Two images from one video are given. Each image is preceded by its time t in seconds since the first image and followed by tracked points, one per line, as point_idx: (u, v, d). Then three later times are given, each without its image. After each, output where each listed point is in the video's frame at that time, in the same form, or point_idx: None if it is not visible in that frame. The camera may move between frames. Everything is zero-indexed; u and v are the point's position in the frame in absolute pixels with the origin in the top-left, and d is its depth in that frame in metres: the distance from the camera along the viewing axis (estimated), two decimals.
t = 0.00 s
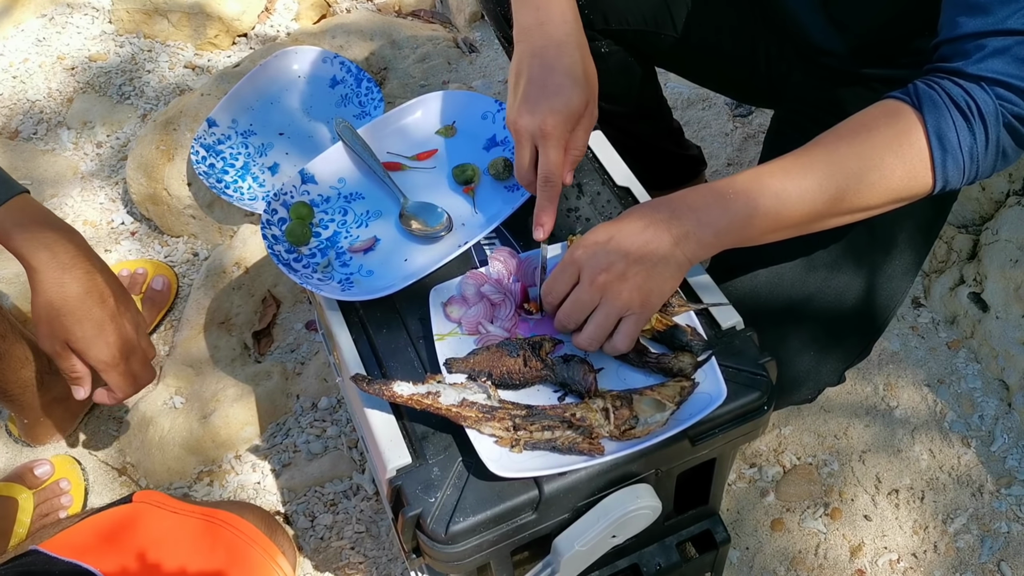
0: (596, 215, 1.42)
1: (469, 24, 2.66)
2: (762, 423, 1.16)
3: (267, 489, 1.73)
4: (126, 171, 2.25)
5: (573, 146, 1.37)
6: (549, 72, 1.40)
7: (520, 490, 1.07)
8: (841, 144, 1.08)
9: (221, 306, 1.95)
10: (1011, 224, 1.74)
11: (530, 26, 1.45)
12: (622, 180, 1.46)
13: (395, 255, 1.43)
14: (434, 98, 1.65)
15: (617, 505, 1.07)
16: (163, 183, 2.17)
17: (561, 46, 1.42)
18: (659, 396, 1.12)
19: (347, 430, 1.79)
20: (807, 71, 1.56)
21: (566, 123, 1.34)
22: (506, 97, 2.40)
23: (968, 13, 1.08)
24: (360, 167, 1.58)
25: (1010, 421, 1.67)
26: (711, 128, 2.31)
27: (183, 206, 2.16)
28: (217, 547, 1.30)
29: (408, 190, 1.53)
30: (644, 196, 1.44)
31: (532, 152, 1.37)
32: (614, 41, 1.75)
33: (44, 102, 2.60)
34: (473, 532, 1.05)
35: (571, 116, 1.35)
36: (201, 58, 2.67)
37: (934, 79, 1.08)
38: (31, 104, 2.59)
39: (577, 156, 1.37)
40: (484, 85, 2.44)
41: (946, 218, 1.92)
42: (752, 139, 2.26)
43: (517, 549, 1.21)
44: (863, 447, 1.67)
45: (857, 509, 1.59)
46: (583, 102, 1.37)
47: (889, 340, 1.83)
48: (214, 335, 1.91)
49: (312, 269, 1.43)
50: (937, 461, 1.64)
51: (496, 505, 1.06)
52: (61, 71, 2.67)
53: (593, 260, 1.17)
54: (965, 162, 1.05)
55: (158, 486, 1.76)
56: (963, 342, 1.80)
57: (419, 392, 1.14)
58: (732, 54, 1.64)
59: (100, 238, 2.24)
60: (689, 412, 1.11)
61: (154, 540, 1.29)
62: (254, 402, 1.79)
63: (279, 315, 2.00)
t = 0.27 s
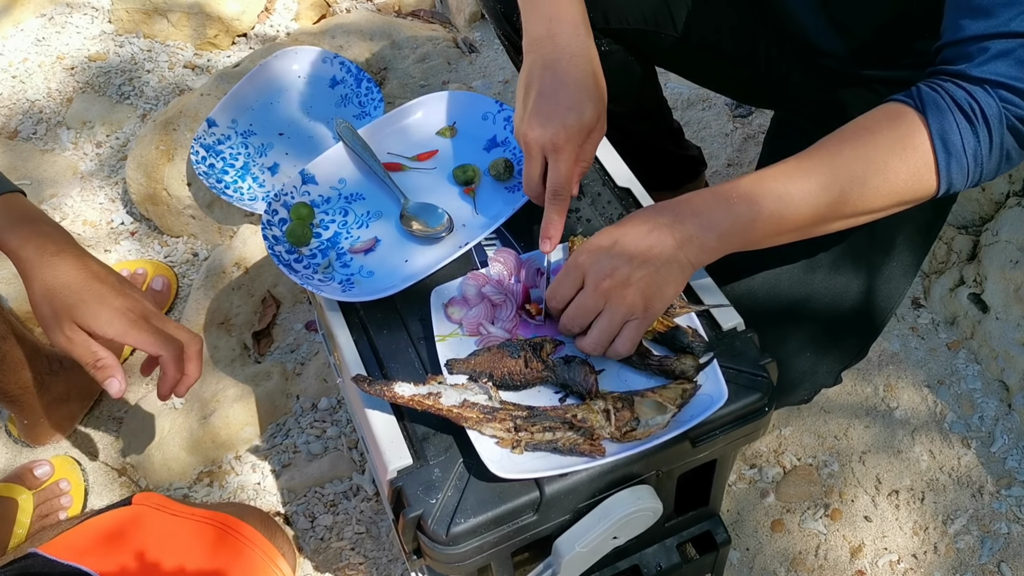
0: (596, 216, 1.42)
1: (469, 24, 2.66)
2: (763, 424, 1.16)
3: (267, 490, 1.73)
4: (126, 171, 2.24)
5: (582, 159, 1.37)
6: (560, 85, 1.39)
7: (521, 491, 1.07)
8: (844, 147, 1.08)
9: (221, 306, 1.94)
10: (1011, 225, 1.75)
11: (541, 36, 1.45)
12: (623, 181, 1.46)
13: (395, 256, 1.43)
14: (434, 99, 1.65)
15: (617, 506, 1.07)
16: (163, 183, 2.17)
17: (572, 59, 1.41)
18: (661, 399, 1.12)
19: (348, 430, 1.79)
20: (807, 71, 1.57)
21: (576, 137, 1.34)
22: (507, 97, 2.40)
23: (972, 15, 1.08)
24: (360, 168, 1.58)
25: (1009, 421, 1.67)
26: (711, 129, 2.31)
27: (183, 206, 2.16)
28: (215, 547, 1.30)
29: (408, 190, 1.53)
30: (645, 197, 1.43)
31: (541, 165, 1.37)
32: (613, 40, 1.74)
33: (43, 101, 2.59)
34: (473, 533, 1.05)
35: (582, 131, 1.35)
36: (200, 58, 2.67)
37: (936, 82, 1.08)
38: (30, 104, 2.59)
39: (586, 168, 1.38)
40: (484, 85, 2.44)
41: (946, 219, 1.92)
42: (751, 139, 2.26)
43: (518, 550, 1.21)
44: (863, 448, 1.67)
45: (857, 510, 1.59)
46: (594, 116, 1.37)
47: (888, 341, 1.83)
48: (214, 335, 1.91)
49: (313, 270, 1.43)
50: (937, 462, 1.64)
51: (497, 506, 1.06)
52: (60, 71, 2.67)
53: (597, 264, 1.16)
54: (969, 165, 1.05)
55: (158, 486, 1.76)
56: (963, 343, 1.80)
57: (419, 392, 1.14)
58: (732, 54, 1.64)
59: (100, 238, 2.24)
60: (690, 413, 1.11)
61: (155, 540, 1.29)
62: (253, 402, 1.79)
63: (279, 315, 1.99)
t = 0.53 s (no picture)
0: (598, 218, 1.42)
1: (469, 25, 2.66)
2: (763, 427, 1.16)
3: (268, 491, 1.73)
4: (127, 172, 2.24)
5: (570, 144, 1.37)
6: (546, 70, 1.39)
7: (523, 494, 1.07)
8: (853, 152, 1.08)
9: (222, 307, 1.94)
10: (1012, 228, 1.75)
11: (528, 24, 1.46)
12: (625, 184, 1.46)
13: (397, 258, 1.43)
14: (434, 100, 1.65)
15: (619, 509, 1.07)
16: (164, 184, 2.17)
17: (562, 53, 1.41)
18: (663, 404, 1.11)
19: (349, 432, 1.79)
20: (808, 72, 1.57)
21: (561, 121, 1.34)
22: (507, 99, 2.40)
23: (979, 22, 1.08)
24: (361, 170, 1.58)
25: (1010, 424, 1.67)
26: (712, 130, 2.32)
27: (184, 207, 2.16)
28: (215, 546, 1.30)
29: (410, 193, 1.53)
30: (647, 199, 1.44)
31: (528, 150, 1.37)
32: (614, 39, 1.73)
33: (44, 102, 2.59)
34: (475, 535, 1.05)
35: (567, 115, 1.35)
36: (201, 59, 2.67)
37: (945, 88, 1.08)
38: (31, 105, 2.59)
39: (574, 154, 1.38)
40: (484, 86, 2.44)
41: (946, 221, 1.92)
42: (752, 141, 2.26)
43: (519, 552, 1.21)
44: (864, 450, 1.67)
45: (857, 512, 1.60)
46: (580, 101, 1.37)
47: (889, 342, 1.83)
48: (215, 336, 1.91)
49: (315, 271, 1.43)
50: (938, 464, 1.64)
51: (498, 509, 1.06)
52: (61, 72, 2.67)
53: (609, 273, 1.16)
54: (977, 171, 1.06)
55: (158, 487, 1.76)
56: (963, 345, 1.80)
57: (421, 394, 1.14)
58: (732, 56, 1.64)
59: (101, 239, 2.24)
60: (692, 418, 1.11)
61: (156, 540, 1.30)
62: (254, 403, 1.79)
63: (280, 316, 1.99)
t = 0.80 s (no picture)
0: (597, 219, 1.42)
1: (469, 26, 2.66)
2: (763, 428, 1.16)
3: (267, 492, 1.73)
4: (126, 173, 2.24)
5: (575, 149, 1.37)
6: (550, 76, 1.39)
7: (522, 495, 1.07)
8: (848, 156, 1.09)
9: (221, 307, 1.94)
10: (1011, 229, 1.75)
11: (531, 29, 1.46)
12: (624, 185, 1.46)
13: (396, 259, 1.44)
14: (434, 101, 1.65)
15: (618, 509, 1.07)
16: (163, 184, 2.17)
17: (564, 56, 1.41)
18: (662, 405, 1.12)
19: (348, 433, 1.79)
20: (809, 73, 1.57)
21: (567, 126, 1.34)
22: (507, 100, 2.40)
23: (977, 26, 1.08)
24: (361, 170, 1.58)
25: (1009, 425, 1.67)
26: (711, 131, 2.32)
27: (183, 208, 2.16)
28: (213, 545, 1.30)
29: (409, 194, 1.53)
30: (646, 200, 1.44)
31: (534, 155, 1.37)
32: (615, 41, 1.73)
33: (43, 103, 2.59)
34: (474, 536, 1.05)
35: (573, 119, 1.35)
36: (201, 59, 2.67)
37: (940, 92, 1.08)
38: (31, 105, 2.59)
39: (579, 159, 1.38)
40: (484, 87, 2.44)
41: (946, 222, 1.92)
42: (752, 142, 2.26)
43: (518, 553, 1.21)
44: (863, 452, 1.67)
45: (857, 513, 1.60)
46: (586, 106, 1.37)
47: (888, 344, 1.83)
48: (214, 337, 1.90)
49: (314, 273, 1.43)
50: (937, 465, 1.64)
51: (497, 510, 1.06)
52: (60, 72, 2.67)
53: (609, 274, 1.16)
54: (973, 175, 1.06)
55: (158, 488, 1.76)
56: (963, 346, 1.80)
57: (421, 395, 1.14)
58: (733, 55, 1.64)
59: (100, 240, 2.24)
60: (691, 418, 1.11)
61: (156, 540, 1.30)
62: (254, 404, 1.79)
63: (280, 317, 1.99)
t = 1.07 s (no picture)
0: (596, 219, 1.42)
1: (468, 26, 2.66)
2: (762, 428, 1.16)
3: (266, 492, 1.73)
4: (125, 172, 2.24)
5: (581, 164, 1.36)
6: (556, 89, 1.39)
7: (520, 495, 1.07)
8: (847, 156, 1.09)
9: (220, 307, 1.94)
10: (1010, 230, 1.75)
11: (537, 43, 1.45)
12: (623, 185, 1.46)
13: (395, 259, 1.43)
14: (434, 102, 1.65)
15: (617, 509, 1.07)
16: (162, 184, 2.17)
17: (567, 60, 1.41)
18: (660, 405, 1.12)
19: (346, 433, 1.79)
20: (810, 74, 1.57)
21: (573, 140, 1.34)
22: (507, 100, 2.40)
23: (974, 24, 1.08)
24: (359, 170, 1.58)
25: (1007, 426, 1.67)
26: (711, 132, 2.32)
27: (182, 207, 2.16)
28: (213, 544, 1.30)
29: (408, 194, 1.53)
30: (645, 201, 1.44)
31: (539, 169, 1.36)
32: (615, 45, 1.73)
33: (42, 102, 2.59)
34: (472, 536, 1.05)
35: (579, 133, 1.35)
36: (199, 59, 2.67)
37: (937, 91, 1.08)
38: (30, 105, 2.59)
39: (585, 173, 1.37)
40: (483, 87, 2.44)
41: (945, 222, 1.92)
42: (751, 143, 2.26)
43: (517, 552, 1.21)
44: (861, 452, 1.67)
45: (855, 513, 1.60)
46: (592, 124, 1.37)
47: (887, 344, 1.83)
48: (213, 336, 1.91)
49: (312, 272, 1.43)
50: (935, 466, 1.64)
51: (495, 510, 1.06)
52: (59, 72, 2.67)
53: (607, 273, 1.16)
54: (970, 174, 1.06)
55: (156, 488, 1.76)
56: (961, 347, 1.80)
57: (419, 395, 1.14)
58: (733, 56, 1.64)
59: (99, 239, 2.24)
60: (689, 418, 1.11)
61: (155, 539, 1.30)
62: (252, 404, 1.79)
63: (278, 317, 1.99)
